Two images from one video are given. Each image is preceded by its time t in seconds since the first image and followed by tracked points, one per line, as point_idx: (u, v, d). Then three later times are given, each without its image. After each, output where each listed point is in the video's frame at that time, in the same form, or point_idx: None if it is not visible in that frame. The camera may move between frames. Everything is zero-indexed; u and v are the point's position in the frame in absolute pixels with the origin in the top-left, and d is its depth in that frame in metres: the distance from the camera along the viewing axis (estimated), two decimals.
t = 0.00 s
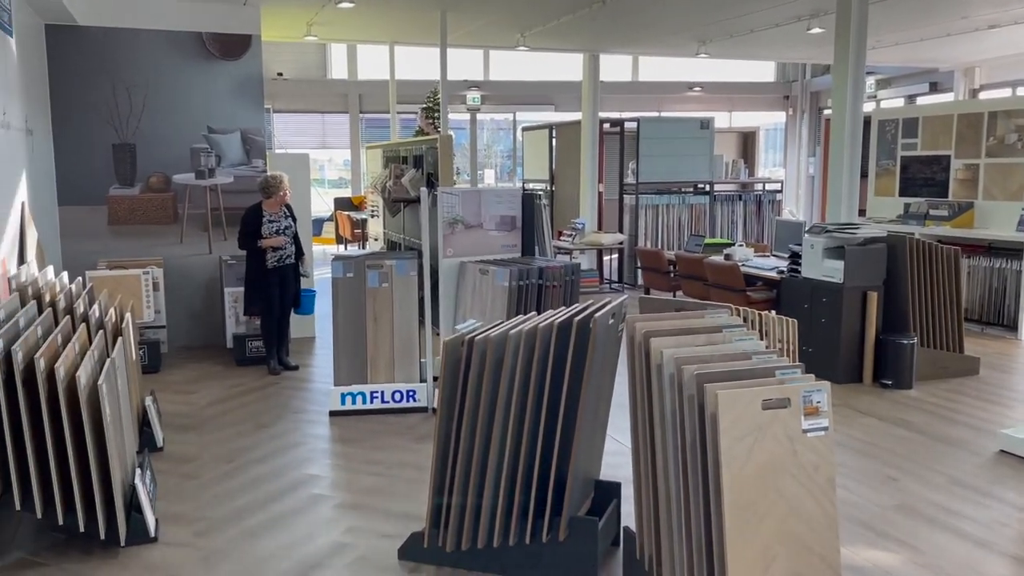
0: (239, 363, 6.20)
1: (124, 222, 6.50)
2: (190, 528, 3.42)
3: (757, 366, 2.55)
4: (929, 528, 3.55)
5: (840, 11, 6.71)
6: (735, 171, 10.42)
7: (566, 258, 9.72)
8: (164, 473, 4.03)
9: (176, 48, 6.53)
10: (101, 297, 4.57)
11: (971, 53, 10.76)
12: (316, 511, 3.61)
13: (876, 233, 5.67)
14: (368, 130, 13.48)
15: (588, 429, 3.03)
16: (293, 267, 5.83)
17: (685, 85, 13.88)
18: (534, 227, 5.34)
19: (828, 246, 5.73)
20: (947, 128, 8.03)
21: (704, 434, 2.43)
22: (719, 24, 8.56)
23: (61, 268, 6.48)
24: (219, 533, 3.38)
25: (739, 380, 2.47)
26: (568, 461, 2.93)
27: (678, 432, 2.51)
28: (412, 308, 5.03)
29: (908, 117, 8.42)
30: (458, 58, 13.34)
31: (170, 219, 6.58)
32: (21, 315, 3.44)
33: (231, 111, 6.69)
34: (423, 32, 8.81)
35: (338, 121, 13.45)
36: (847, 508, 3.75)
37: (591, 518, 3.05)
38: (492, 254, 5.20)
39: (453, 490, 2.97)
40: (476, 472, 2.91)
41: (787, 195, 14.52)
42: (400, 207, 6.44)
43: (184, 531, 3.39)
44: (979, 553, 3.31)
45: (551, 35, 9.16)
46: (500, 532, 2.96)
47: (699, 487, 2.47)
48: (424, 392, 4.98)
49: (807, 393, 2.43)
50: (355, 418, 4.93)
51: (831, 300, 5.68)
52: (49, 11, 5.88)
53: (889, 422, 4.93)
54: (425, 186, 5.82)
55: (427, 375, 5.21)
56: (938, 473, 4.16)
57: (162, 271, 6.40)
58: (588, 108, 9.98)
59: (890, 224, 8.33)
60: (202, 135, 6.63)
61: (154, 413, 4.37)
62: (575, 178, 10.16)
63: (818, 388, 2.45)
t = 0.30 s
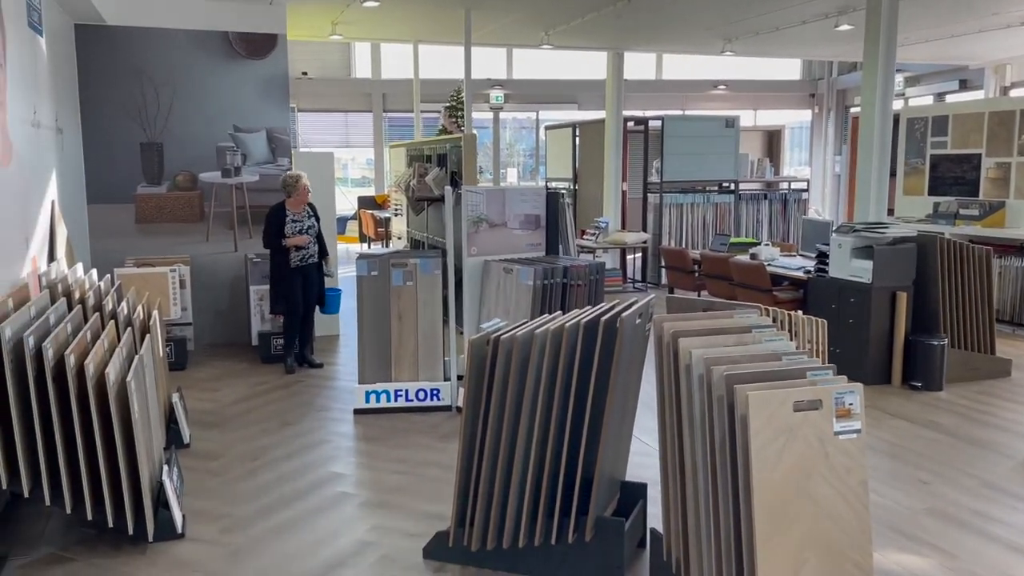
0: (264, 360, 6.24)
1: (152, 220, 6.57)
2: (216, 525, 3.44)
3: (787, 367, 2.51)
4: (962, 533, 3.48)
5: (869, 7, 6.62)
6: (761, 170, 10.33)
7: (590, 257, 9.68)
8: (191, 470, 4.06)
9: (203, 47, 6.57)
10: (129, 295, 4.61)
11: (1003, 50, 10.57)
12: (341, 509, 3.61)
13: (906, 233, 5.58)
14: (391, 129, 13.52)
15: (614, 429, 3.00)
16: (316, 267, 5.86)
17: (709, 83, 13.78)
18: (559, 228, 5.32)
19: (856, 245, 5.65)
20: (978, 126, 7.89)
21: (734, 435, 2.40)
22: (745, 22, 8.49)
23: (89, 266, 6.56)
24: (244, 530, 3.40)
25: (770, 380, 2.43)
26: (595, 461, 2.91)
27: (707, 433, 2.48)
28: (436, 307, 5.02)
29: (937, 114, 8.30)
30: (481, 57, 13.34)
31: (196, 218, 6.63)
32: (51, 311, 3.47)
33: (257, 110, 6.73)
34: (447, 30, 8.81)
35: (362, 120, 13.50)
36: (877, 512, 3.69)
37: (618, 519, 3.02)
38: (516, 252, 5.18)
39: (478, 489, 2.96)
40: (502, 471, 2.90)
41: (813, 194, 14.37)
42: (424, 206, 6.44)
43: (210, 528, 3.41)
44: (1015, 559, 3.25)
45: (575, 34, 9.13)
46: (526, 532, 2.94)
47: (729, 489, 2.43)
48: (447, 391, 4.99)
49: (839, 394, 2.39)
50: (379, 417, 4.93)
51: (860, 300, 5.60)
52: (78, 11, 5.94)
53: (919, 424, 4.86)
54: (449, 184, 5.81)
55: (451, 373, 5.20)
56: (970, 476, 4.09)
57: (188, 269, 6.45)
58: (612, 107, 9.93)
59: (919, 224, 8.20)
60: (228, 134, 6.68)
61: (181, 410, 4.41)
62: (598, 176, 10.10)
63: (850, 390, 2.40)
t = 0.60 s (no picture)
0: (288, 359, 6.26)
1: (178, 220, 6.62)
2: (242, 524, 3.45)
3: (819, 370, 2.46)
4: (995, 540, 3.41)
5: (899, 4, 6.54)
6: (786, 170, 10.23)
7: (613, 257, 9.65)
8: (216, 468, 4.08)
9: (229, 48, 6.62)
10: (156, 294, 4.64)
11: None
12: (364, 510, 3.61)
13: (937, 233, 5.50)
14: (414, 129, 13.55)
15: (641, 432, 2.97)
16: (333, 267, 5.88)
17: (734, 83, 13.68)
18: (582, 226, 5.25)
19: (885, 246, 5.56)
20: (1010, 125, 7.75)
21: (764, 438, 2.36)
22: (770, 21, 8.42)
23: (117, 265, 6.63)
24: (270, 529, 3.40)
25: (800, 383, 2.40)
26: (621, 463, 2.89)
27: (736, 437, 2.45)
28: (460, 307, 5.01)
29: (967, 114, 8.18)
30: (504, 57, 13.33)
31: (221, 217, 6.67)
32: (79, 310, 3.50)
33: (282, 110, 6.77)
34: (471, 31, 8.81)
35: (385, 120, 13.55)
36: (907, 517, 3.63)
37: (643, 522, 2.99)
38: (540, 252, 5.15)
39: (503, 490, 2.94)
40: (527, 472, 2.88)
41: (839, 195, 14.21)
42: (447, 206, 6.44)
43: (235, 527, 3.42)
44: None
45: (599, 33, 9.09)
46: (550, 534, 2.92)
47: (759, 493, 2.40)
48: (471, 391, 5.00)
49: (871, 398, 2.34)
50: (403, 417, 4.93)
51: (889, 302, 5.52)
52: (107, 13, 6.00)
53: (949, 428, 4.77)
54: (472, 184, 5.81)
55: (474, 374, 5.19)
56: (1003, 482, 4.01)
57: (213, 268, 6.49)
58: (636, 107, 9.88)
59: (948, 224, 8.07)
60: (253, 135, 6.72)
61: (206, 409, 4.43)
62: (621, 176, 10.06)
63: (883, 394, 2.35)
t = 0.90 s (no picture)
0: (311, 361, 6.27)
1: (203, 222, 6.67)
2: (266, 525, 3.46)
3: (848, 376, 2.42)
4: None
5: (926, 4, 6.46)
6: (811, 172, 10.14)
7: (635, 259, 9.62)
8: (240, 470, 4.10)
9: (253, 52, 6.67)
10: (181, 296, 4.69)
11: None
12: (387, 512, 3.61)
13: (965, 236, 5.42)
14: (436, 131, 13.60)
15: (666, 437, 2.95)
16: (330, 274, 5.78)
17: (757, 84, 13.58)
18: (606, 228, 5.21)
19: (912, 249, 5.48)
20: None
21: (793, 445, 2.33)
22: (793, 22, 8.37)
23: (143, 267, 6.70)
24: (293, 531, 3.42)
25: (829, 389, 2.36)
26: (645, 468, 2.87)
27: (764, 443, 2.42)
28: (482, 310, 5.01)
29: (996, 115, 8.07)
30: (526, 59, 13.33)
31: (245, 219, 6.73)
32: (106, 312, 3.53)
33: (305, 114, 6.80)
34: (493, 33, 8.83)
35: (406, 122, 13.60)
36: (937, 525, 3.58)
37: (668, 527, 2.97)
38: (562, 255, 5.14)
39: (527, 494, 2.93)
40: (551, 476, 2.87)
41: (864, 197, 14.07)
42: (469, 209, 6.44)
43: (259, 528, 3.44)
44: None
45: (621, 35, 9.08)
46: (575, 539, 2.90)
47: (787, 501, 2.36)
48: (493, 394, 5.01)
49: (901, 404, 2.30)
50: (425, 419, 4.94)
51: (916, 306, 5.44)
52: (134, 17, 6.07)
53: (978, 434, 4.70)
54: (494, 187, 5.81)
55: (497, 377, 5.18)
56: None
57: (237, 270, 6.55)
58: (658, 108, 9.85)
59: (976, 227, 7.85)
60: (277, 138, 6.76)
61: (230, 411, 4.46)
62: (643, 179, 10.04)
63: (914, 400, 2.30)
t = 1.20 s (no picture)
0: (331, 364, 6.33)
1: (224, 225, 6.74)
2: (286, 527, 3.48)
3: (871, 380, 2.40)
4: None
5: (949, 4, 6.40)
6: (831, 174, 10.06)
7: (653, 262, 9.60)
8: (260, 471, 4.13)
9: (274, 55, 6.71)
10: (202, 298, 4.73)
11: None
12: (406, 514, 3.62)
13: (989, 239, 5.36)
14: (454, 135, 13.63)
15: (686, 441, 2.94)
16: (330, 277, 5.65)
17: (776, 86, 13.49)
18: (623, 231, 5.22)
19: (935, 252, 5.43)
20: None
21: (815, 450, 2.31)
22: (813, 24, 8.32)
23: (165, 270, 6.77)
24: (313, 533, 3.43)
25: (852, 394, 2.33)
26: (665, 471, 2.86)
27: (786, 448, 2.40)
28: (501, 313, 5.01)
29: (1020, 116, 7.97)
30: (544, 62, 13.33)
31: (266, 222, 6.80)
32: (129, 314, 3.57)
33: (325, 117, 6.84)
34: (512, 36, 8.84)
35: (425, 126, 13.65)
36: (961, 530, 3.54)
37: (688, 532, 2.96)
38: (581, 258, 5.13)
39: (546, 497, 2.93)
40: (571, 479, 2.86)
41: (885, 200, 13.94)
42: (488, 211, 6.45)
43: (279, 530, 3.46)
44: None
45: (640, 38, 9.07)
46: (594, 542, 2.90)
47: (809, 506, 2.35)
48: (511, 397, 4.98)
49: (926, 409, 2.26)
50: (443, 422, 4.95)
51: (939, 309, 5.39)
52: (156, 22, 6.13)
53: (1002, 440, 4.64)
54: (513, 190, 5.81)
55: (515, 379, 5.18)
56: None
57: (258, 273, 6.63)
58: (677, 110, 9.82)
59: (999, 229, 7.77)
60: (297, 141, 6.80)
61: (250, 412, 4.50)
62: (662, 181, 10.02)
63: (938, 404, 2.26)
